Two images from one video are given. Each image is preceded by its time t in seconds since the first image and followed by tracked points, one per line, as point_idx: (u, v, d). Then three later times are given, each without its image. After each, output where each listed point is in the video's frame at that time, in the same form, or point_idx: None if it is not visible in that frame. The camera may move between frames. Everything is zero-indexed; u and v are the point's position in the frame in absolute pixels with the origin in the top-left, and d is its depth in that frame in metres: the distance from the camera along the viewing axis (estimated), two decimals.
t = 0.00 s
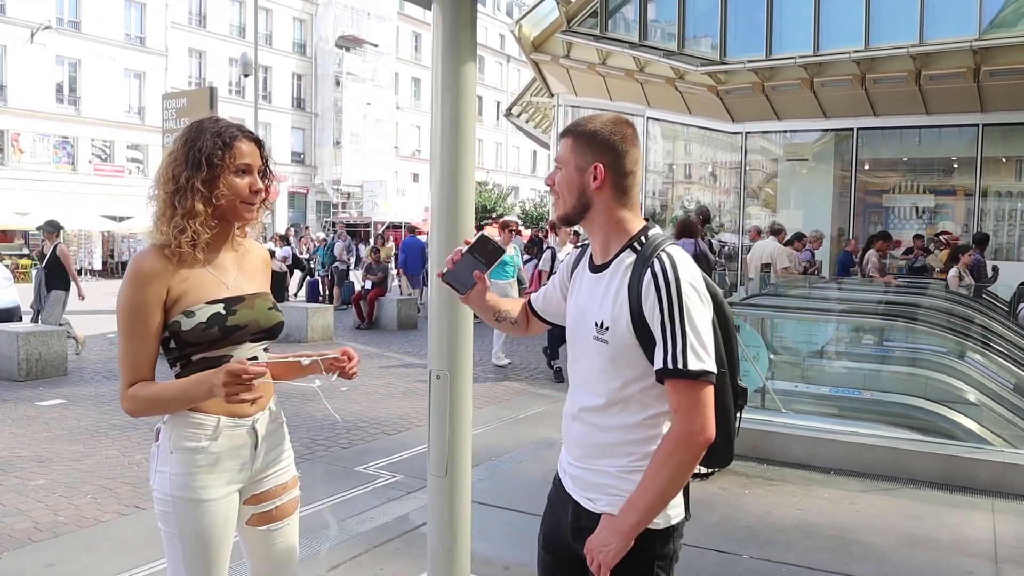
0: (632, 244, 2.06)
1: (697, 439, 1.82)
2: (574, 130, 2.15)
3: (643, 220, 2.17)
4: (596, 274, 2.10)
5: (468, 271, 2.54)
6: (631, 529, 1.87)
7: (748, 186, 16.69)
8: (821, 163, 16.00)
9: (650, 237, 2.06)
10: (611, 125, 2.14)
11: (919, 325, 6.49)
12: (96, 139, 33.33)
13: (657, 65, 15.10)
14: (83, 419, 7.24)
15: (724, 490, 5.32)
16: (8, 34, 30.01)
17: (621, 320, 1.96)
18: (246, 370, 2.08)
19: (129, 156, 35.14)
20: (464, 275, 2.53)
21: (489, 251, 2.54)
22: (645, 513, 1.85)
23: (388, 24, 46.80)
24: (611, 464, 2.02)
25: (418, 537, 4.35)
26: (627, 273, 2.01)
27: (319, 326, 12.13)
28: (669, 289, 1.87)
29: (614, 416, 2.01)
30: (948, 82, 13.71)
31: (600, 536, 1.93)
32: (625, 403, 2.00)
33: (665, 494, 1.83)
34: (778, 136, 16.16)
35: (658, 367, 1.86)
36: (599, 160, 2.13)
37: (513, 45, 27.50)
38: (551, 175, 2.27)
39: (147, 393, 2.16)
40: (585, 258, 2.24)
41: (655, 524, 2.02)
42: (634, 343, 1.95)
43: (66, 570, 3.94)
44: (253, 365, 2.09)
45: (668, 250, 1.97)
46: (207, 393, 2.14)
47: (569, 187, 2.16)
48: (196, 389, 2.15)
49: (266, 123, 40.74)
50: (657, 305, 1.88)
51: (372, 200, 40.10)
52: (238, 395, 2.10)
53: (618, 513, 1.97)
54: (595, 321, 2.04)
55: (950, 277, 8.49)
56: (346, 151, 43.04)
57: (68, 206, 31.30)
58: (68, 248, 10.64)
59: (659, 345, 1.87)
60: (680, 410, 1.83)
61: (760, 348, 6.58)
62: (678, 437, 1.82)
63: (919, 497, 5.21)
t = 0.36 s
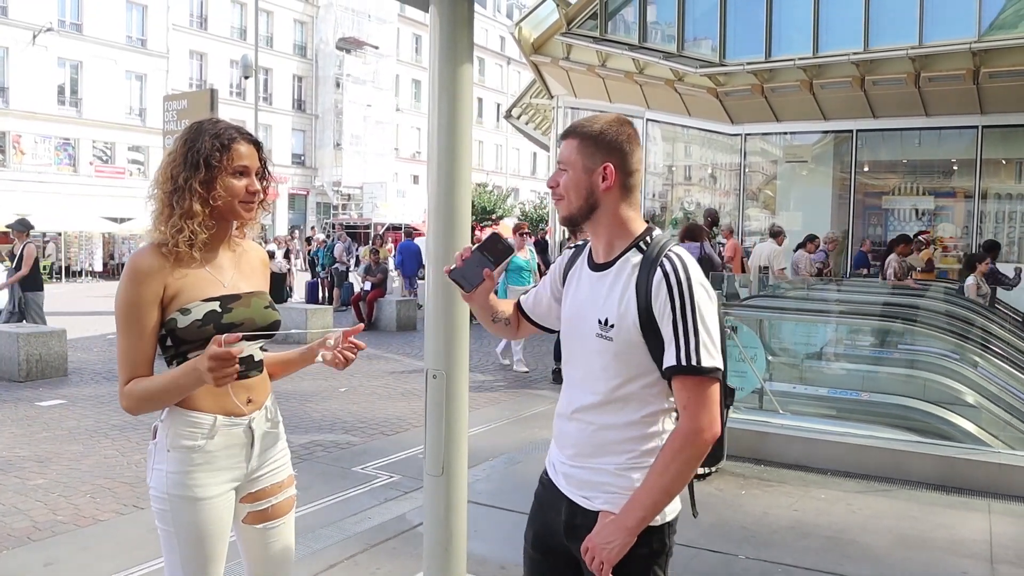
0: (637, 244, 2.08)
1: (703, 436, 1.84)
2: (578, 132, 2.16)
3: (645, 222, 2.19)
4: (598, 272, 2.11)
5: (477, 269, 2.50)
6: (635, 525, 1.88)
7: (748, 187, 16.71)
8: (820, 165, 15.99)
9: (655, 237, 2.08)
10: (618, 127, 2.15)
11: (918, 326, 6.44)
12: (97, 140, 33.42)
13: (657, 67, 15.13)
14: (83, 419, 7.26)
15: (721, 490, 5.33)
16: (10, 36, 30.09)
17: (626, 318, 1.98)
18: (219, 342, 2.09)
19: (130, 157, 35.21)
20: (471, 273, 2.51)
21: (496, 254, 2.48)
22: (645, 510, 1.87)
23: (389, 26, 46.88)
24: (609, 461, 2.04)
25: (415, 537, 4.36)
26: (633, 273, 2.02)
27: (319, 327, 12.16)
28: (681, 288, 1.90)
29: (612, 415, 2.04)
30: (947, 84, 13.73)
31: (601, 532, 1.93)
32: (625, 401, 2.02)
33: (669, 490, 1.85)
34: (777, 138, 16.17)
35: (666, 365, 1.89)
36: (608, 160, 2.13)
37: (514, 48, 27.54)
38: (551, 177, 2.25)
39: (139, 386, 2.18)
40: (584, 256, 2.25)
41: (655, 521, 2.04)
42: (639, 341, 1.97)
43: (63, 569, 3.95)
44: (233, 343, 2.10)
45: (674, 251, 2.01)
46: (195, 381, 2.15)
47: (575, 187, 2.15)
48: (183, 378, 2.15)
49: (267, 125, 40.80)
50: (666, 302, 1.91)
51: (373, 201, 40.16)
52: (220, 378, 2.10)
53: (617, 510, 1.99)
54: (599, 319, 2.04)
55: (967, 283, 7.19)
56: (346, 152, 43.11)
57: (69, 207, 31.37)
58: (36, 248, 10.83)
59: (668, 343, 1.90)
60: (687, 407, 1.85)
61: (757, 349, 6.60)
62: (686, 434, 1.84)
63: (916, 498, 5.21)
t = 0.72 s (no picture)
0: (593, 243, 2.21)
1: (658, 416, 2.00)
2: (551, 133, 2.29)
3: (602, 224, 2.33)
4: (555, 270, 2.22)
5: (422, 266, 2.51)
6: (605, 510, 2.01)
7: (745, 189, 16.72)
8: (818, 166, 15.96)
9: (608, 237, 2.21)
10: (588, 130, 2.30)
11: (909, 327, 6.41)
12: (96, 141, 33.44)
13: (654, 69, 15.17)
14: (80, 419, 7.28)
15: (715, 491, 5.35)
16: (9, 36, 30.05)
17: (585, 311, 2.10)
18: (180, 347, 2.09)
19: (129, 158, 35.20)
20: (418, 270, 2.50)
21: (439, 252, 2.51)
22: (617, 492, 2.00)
23: (388, 27, 46.91)
24: (572, 453, 2.14)
25: (409, 537, 4.38)
26: (589, 270, 2.14)
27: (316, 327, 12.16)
28: (639, 284, 2.04)
29: (573, 406, 2.14)
30: (945, 86, 13.76)
31: (574, 522, 2.05)
32: (585, 391, 2.13)
33: (636, 471, 2.00)
34: (775, 139, 16.17)
35: (626, 351, 2.03)
36: (579, 160, 2.27)
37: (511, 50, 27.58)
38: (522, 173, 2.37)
39: (127, 385, 2.20)
40: (540, 256, 2.35)
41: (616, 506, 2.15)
42: (599, 332, 2.09)
43: (59, 569, 3.96)
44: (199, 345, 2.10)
45: (628, 249, 2.14)
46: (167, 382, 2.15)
47: (546, 183, 2.27)
48: (159, 379, 2.16)
49: (266, 125, 40.81)
50: (626, 295, 2.05)
51: (370, 202, 40.17)
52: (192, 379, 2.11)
53: (585, 499, 2.09)
54: (557, 312, 2.15)
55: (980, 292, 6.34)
56: (345, 153, 43.12)
57: (68, 208, 31.38)
58: None
59: (627, 333, 2.04)
60: (645, 390, 2.01)
61: (753, 350, 6.67)
62: (644, 414, 1.99)
63: (912, 499, 5.23)
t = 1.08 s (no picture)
0: (567, 240, 2.20)
1: (631, 412, 2.00)
2: (528, 131, 2.30)
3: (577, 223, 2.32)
4: (529, 264, 2.22)
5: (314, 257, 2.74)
6: (578, 507, 2.01)
7: (726, 188, 16.86)
8: (798, 166, 16.11)
9: (583, 235, 2.21)
10: (562, 129, 2.31)
11: (886, 325, 6.46)
12: (73, 139, 33.07)
13: (635, 69, 15.28)
14: (57, 420, 7.18)
15: (697, 488, 5.37)
16: None
17: (561, 304, 2.09)
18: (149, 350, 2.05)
19: (107, 156, 34.83)
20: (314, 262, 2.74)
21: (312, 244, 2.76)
22: (588, 490, 2.00)
23: (369, 25, 46.74)
24: (542, 452, 2.13)
25: (391, 536, 4.36)
26: (565, 266, 2.13)
27: (297, 326, 12.09)
28: (617, 279, 2.05)
29: (544, 402, 2.13)
30: (923, 86, 13.90)
31: (546, 519, 2.04)
32: (557, 386, 2.12)
33: (605, 469, 1.99)
34: (755, 138, 16.29)
35: (601, 346, 2.02)
36: (556, 157, 2.28)
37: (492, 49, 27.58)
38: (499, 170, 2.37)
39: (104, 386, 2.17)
40: (512, 252, 2.34)
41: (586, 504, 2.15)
42: (573, 328, 2.09)
43: (35, 571, 3.90)
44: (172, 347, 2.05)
45: (604, 248, 2.14)
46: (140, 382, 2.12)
47: (524, 179, 2.27)
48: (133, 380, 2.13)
49: (246, 124, 40.52)
50: (603, 290, 2.05)
51: (352, 202, 39.98)
52: (166, 379, 2.07)
53: (556, 497, 2.09)
54: (532, 307, 2.14)
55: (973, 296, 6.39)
56: (326, 152, 42.90)
57: (44, 207, 31.01)
58: None
59: (603, 327, 2.03)
60: (619, 386, 2.01)
61: (734, 348, 6.67)
62: (617, 410, 1.99)
63: (891, 496, 5.27)
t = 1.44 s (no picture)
0: (564, 238, 2.20)
1: (626, 411, 2.00)
2: (518, 127, 2.29)
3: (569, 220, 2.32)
4: (523, 262, 2.21)
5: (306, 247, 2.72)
6: (572, 505, 2.02)
7: (719, 184, 16.72)
8: (791, 161, 16.12)
9: (579, 234, 2.21)
10: (554, 125, 2.29)
11: (878, 321, 6.45)
12: (64, 132, 32.86)
13: (629, 63, 15.27)
14: (48, 415, 7.15)
15: (690, 484, 5.38)
16: None
17: (557, 304, 2.09)
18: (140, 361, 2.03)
19: (97, 149, 34.61)
20: (306, 252, 2.71)
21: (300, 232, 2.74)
22: (583, 488, 2.01)
23: (362, 18, 46.52)
24: (535, 449, 2.13)
25: (385, 533, 4.35)
26: (561, 265, 2.14)
27: (290, 321, 12.06)
28: (612, 279, 2.05)
29: (539, 401, 2.13)
30: (915, 83, 13.95)
31: (540, 517, 2.05)
32: (552, 385, 2.12)
33: (599, 468, 2.00)
34: (748, 134, 16.30)
35: (597, 347, 2.03)
36: (548, 153, 2.27)
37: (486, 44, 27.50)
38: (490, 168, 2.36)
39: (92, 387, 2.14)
40: (505, 248, 2.34)
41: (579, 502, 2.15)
42: (568, 327, 2.09)
43: (26, 568, 3.88)
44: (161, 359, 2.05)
45: (598, 247, 2.14)
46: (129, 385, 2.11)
47: (516, 175, 2.26)
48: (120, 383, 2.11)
49: (238, 117, 40.32)
50: (599, 290, 2.05)
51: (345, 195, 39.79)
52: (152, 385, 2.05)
53: (549, 496, 2.09)
54: (527, 305, 2.14)
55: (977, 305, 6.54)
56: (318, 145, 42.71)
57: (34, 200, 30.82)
58: None
59: (600, 326, 2.04)
60: (614, 385, 2.01)
61: (727, 343, 6.68)
62: (612, 411, 1.99)
63: (882, 491, 5.30)
